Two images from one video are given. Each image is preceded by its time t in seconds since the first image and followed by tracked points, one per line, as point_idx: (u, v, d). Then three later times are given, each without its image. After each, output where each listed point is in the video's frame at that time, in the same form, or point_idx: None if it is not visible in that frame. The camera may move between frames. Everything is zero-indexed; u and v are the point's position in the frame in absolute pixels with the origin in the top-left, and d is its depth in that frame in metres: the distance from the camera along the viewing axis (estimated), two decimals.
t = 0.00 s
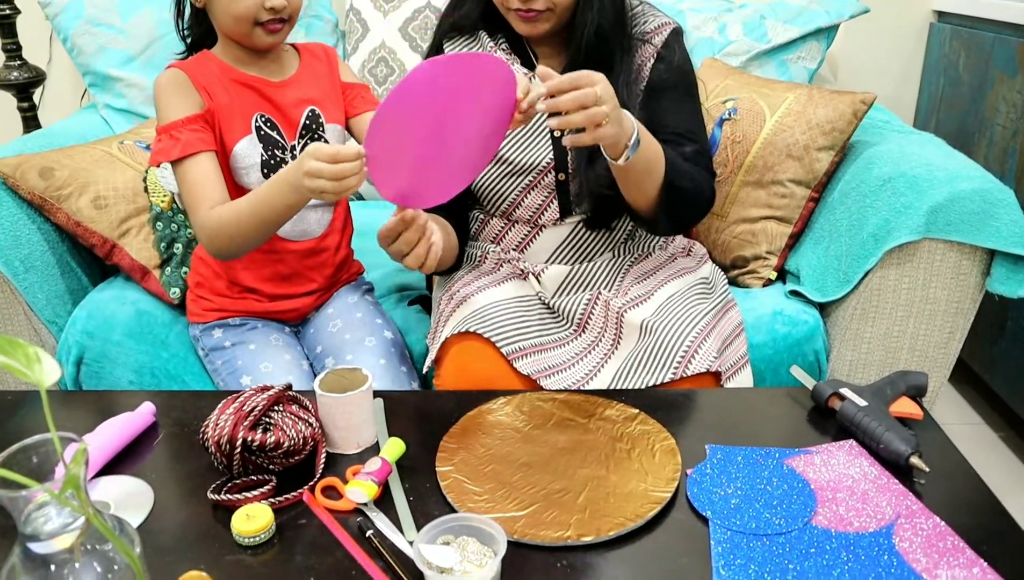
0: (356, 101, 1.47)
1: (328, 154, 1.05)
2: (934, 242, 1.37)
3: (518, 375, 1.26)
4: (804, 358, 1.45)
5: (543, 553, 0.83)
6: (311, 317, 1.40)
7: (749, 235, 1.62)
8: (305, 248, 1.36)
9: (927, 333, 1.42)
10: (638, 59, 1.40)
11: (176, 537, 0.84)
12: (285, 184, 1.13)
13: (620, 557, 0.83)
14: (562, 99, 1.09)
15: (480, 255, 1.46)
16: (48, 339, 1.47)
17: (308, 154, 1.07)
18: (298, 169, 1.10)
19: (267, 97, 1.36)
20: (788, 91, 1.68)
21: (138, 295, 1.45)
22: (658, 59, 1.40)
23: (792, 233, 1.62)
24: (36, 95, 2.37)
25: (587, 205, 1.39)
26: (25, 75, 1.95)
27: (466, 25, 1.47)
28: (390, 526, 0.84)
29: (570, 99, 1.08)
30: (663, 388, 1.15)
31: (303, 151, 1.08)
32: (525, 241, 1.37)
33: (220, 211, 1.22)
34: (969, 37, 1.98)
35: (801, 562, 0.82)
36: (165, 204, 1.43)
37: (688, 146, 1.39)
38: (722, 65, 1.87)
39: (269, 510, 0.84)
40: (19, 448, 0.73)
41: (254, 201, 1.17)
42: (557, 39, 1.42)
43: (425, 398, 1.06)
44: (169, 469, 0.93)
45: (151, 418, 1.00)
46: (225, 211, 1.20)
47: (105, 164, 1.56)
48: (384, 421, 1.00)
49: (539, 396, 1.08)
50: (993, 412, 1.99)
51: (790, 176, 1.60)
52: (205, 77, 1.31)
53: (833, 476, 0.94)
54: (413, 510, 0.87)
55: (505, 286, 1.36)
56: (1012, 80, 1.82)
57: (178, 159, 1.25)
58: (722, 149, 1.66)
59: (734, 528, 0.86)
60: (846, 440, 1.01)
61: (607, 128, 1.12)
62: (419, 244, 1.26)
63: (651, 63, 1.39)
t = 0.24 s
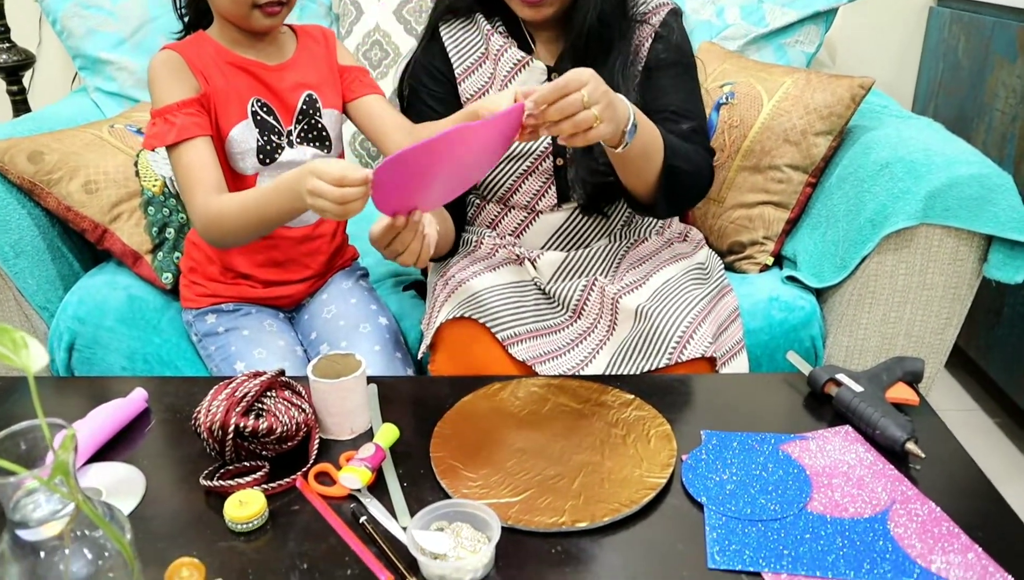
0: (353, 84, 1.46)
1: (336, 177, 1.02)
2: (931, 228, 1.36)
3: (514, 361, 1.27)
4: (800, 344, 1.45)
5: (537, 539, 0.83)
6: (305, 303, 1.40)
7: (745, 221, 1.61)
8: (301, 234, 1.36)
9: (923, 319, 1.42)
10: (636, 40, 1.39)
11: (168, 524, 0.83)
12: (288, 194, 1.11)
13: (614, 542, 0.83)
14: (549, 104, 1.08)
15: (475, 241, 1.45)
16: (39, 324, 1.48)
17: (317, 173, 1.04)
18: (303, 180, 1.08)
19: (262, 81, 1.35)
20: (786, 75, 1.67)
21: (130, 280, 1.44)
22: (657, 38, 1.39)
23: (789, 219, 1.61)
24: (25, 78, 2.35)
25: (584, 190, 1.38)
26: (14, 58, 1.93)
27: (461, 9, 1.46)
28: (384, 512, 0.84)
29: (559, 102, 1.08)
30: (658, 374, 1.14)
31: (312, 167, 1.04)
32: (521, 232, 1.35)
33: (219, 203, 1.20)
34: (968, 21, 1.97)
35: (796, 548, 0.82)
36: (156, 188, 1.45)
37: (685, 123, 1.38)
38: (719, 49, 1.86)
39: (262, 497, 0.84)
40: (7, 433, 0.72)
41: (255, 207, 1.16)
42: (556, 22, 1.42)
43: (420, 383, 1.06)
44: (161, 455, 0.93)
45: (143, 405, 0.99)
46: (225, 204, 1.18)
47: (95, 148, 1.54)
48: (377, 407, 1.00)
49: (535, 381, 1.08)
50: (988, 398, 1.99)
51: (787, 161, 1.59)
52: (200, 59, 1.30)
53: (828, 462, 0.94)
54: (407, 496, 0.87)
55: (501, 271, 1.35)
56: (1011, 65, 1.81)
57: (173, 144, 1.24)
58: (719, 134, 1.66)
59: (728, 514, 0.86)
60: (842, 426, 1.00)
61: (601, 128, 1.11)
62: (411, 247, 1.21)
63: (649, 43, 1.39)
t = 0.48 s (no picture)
0: (344, 59, 1.44)
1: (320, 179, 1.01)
2: (928, 203, 1.35)
3: (506, 339, 1.25)
4: (796, 321, 1.44)
5: (527, 517, 0.82)
6: (295, 280, 1.39)
7: (741, 197, 1.60)
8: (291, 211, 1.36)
9: (920, 296, 1.41)
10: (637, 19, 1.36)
11: (154, 503, 0.82)
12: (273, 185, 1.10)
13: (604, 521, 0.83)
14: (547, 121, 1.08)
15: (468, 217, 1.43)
16: (23, 301, 1.46)
17: (302, 173, 1.03)
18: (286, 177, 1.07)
19: (250, 54, 1.32)
20: (784, 48, 1.65)
21: (116, 256, 1.42)
22: (658, 20, 1.36)
23: (786, 194, 1.60)
24: (8, 50, 2.32)
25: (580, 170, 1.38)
26: None
27: None
28: (373, 491, 0.84)
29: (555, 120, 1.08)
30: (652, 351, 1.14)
31: (295, 169, 1.03)
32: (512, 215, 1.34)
33: (204, 183, 1.18)
34: None
35: (789, 526, 0.82)
36: (142, 162, 1.44)
37: (682, 115, 1.39)
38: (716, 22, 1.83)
39: (250, 476, 0.83)
40: None
41: (242, 192, 1.14)
42: None
43: (410, 361, 1.05)
44: (147, 433, 0.92)
45: (129, 383, 0.98)
46: (210, 186, 1.17)
47: (79, 122, 1.52)
48: (368, 384, 0.99)
49: (528, 358, 1.07)
50: (984, 376, 1.99)
51: (784, 136, 1.58)
52: (187, 32, 1.27)
53: (823, 439, 0.93)
54: (397, 474, 0.86)
55: (494, 247, 1.33)
56: (1013, 39, 1.79)
57: (160, 120, 1.21)
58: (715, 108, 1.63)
59: (722, 492, 0.86)
60: (836, 403, 1.00)
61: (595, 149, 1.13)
62: (403, 243, 1.22)
63: (649, 24, 1.36)
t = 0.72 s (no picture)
0: (331, 29, 1.42)
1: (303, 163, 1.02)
2: (930, 173, 1.34)
3: (501, 311, 1.25)
4: (795, 294, 1.43)
5: (522, 491, 0.83)
6: (286, 252, 1.38)
7: (740, 167, 1.58)
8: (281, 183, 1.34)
9: (920, 269, 1.39)
10: None
11: (143, 477, 0.82)
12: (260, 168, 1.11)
13: (596, 496, 0.83)
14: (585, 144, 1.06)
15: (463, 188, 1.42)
16: (10, 276, 1.43)
17: (285, 156, 1.04)
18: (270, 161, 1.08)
19: (235, 22, 1.30)
20: (784, 17, 1.63)
21: (104, 229, 1.40)
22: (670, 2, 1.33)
23: (785, 165, 1.58)
24: None
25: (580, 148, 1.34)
26: None
27: None
28: (365, 464, 0.84)
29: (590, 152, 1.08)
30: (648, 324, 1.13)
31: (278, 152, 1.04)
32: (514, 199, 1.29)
33: (194, 157, 1.18)
34: None
35: (787, 500, 0.82)
36: (129, 133, 1.44)
37: (685, 107, 1.35)
38: None
39: (241, 450, 0.82)
40: None
41: (229, 167, 1.15)
42: None
43: (403, 334, 1.04)
44: (135, 406, 0.91)
45: (118, 356, 0.96)
46: (198, 159, 1.17)
47: (64, 92, 1.50)
48: (360, 359, 0.98)
49: (523, 330, 1.06)
50: (983, 349, 1.99)
51: (783, 106, 1.56)
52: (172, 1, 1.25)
53: (821, 412, 0.93)
54: (390, 447, 0.86)
55: (487, 220, 1.31)
56: (1017, 8, 1.77)
57: (145, 92, 1.20)
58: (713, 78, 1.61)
59: (719, 466, 0.86)
60: (834, 375, 0.99)
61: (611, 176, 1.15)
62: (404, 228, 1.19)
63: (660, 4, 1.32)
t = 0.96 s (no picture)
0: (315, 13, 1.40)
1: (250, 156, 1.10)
2: (935, 149, 1.32)
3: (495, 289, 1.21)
4: (796, 272, 1.42)
5: (518, 473, 0.83)
6: (278, 229, 1.38)
7: (740, 143, 1.56)
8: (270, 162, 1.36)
9: (924, 245, 1.38)
10: None
11: (132, 458, 0.81)
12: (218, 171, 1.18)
13: (591, 477, 0.83)
14: (655, 202, 1.08)
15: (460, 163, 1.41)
16: None
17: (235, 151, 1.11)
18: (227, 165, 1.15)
19: None
20: None
21: (93, 207, 1.38)
22: None
23: (786, 140, 1.57)
24: None
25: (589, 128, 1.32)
26: None
27: None
28: (358, 444, 0.83)
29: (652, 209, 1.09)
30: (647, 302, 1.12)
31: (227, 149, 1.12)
32: (535, 207, 1.27)
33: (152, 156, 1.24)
34: None
35: (788, 481, 0.83)
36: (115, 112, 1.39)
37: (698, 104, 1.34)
38: None
39: (232, 431, 0.81)
40: None
41: (191, 170, 1.22)
42: None
43: (397, 313, 1.03)
44: (123, 385, 0.89)
45: (107, 336, 0.95)
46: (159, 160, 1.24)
47: (50, 66, 1.48)
48: (352, 340, 0.97)
49: (519, 310, 1.05)
50: (985, 328, 1.97)
51: (785, 80, 1.53)
52: None
53: (823, 391, 0.93)
54: (384, 428, 0.86)
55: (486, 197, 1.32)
56: None
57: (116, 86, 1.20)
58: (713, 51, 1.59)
59: (719, 446, 0.86)
60: (836, 355, 0.98)
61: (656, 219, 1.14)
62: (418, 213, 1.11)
63: None
